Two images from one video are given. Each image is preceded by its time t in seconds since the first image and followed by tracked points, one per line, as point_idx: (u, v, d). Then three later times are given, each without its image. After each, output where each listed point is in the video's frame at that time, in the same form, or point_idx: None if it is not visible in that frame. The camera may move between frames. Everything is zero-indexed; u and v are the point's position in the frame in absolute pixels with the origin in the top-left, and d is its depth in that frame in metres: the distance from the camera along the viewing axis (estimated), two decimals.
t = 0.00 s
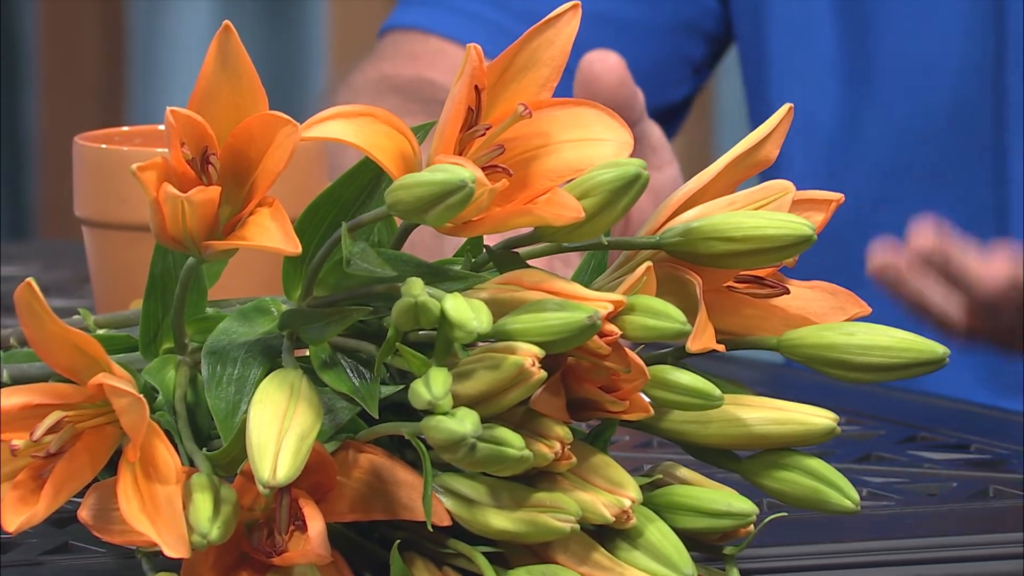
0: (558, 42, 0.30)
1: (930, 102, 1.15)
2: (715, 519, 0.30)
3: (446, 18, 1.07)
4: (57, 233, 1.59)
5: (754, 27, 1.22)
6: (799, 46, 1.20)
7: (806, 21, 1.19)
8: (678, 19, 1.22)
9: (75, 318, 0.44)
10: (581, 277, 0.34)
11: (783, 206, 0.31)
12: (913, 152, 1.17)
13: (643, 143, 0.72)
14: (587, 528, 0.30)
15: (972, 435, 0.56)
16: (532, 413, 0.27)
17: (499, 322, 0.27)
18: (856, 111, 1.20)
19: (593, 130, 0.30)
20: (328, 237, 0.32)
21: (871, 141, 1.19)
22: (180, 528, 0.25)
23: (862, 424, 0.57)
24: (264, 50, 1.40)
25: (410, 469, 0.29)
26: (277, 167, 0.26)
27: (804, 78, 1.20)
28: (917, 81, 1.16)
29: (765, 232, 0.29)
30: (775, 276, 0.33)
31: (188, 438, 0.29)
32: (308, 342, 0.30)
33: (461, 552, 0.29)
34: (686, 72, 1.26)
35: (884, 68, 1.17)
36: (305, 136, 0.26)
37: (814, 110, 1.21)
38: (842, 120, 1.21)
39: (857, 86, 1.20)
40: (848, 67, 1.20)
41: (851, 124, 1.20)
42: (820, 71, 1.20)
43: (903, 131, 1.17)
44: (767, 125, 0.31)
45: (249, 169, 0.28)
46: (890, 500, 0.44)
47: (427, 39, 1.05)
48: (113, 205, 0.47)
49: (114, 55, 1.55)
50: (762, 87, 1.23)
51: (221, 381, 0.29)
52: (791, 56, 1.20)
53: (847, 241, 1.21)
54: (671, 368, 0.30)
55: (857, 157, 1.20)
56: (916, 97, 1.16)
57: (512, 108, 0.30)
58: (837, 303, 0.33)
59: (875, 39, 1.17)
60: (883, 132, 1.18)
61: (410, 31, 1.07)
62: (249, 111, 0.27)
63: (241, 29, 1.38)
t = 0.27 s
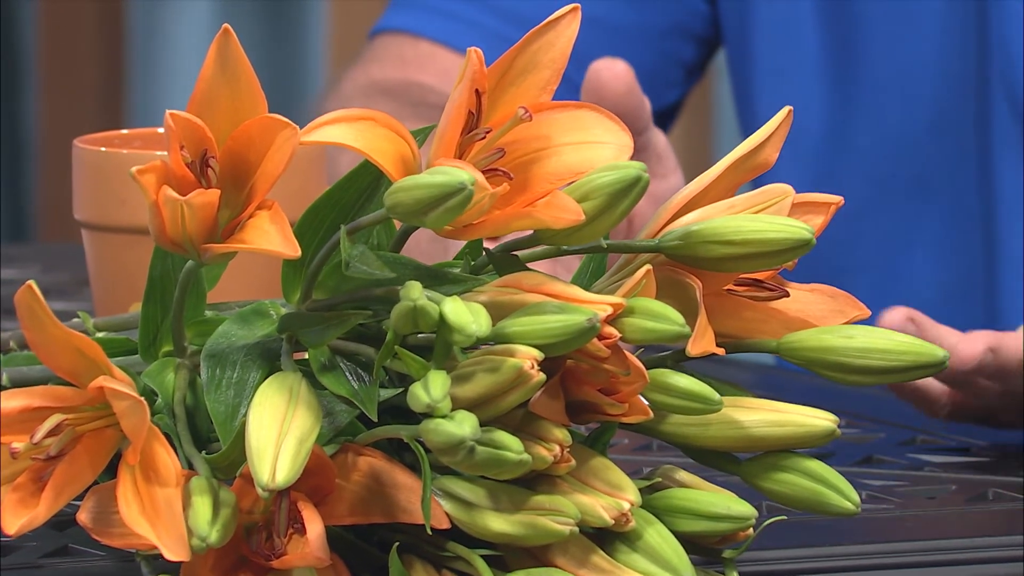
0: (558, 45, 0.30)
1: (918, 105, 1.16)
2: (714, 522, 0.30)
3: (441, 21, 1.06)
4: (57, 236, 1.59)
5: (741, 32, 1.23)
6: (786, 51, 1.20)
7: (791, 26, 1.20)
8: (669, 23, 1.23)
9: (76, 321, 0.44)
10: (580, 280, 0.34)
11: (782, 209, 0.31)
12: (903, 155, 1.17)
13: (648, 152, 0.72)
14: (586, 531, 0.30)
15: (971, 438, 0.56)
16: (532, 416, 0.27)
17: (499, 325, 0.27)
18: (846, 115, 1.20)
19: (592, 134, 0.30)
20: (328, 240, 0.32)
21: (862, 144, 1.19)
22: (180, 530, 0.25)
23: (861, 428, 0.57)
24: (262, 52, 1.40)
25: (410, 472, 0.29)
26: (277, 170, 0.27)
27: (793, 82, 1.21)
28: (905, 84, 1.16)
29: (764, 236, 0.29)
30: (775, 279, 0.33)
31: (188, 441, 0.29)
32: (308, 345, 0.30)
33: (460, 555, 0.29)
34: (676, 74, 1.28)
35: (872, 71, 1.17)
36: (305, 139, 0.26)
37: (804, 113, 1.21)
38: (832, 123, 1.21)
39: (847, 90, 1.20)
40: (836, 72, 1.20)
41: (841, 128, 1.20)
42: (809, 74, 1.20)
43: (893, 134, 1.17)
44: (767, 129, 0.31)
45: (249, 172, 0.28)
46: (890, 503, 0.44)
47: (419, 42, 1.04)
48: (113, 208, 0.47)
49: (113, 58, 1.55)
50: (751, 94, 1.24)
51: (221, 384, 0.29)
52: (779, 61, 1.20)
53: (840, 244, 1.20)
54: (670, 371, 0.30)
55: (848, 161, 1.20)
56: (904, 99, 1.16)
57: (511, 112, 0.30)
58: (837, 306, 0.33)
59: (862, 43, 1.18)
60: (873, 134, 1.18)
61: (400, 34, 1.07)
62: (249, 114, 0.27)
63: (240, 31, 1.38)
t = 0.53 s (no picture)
0: (558, 45, 0.30)
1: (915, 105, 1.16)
2: (714, 522, 0.30)
3: (439, 22, 1.06)
4: (56, 236, 1.59)
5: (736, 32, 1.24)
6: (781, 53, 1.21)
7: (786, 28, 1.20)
8: (663, 23, 1.24)
9: (75, 320, 0.44)
10: (580, 280, 0.34)
11: (782, 210, 0.31)
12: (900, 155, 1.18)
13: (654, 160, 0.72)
14: (586, 531, 0.30)
15: (970, 438, 0.56)
16: (532, 416, 0.27)
17: (499, 325, 0.27)
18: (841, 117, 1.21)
19: (591, 134, 0.30)
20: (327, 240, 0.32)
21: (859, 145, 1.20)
22: (179, 531, 0.25)
23: (861, 428, 0.57)
24: (262, 52, 1.40)
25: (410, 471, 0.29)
26: (276, 170, 0.27)
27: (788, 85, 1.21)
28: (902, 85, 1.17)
29: (763, 236, 0.29)
30: (775, 278, 0.33)
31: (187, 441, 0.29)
32: (307, 345, 0.30)
33: (459, 555, 0.29)
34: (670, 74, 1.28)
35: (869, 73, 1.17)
36: (305, 139, 0.26)
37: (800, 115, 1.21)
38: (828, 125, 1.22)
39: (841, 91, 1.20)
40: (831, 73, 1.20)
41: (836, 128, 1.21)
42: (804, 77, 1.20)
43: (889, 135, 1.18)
44: (766, 129, 0.31)
45: (248, 172, 0.28)
46: (889, 504, 0.44)
47: (418, 44, 1.05)
48: (112, 207, 0.47)
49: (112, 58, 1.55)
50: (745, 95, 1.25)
51: (220, 384, 0.29)
52: (773, 64, 1.21)
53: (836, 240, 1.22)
54: (670, 371, 0.30)
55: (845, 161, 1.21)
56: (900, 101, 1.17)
57: (511, 112, 0.30)
58: (836, 306, 0.33)
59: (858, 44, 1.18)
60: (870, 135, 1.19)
61: (398, 35, 1.07)
62: (248, 114, 0.27)
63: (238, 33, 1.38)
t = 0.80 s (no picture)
0: (558, 47, 0.30)
1: (912, 102, 1.22)
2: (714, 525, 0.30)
3: (438, 22, 1.06)
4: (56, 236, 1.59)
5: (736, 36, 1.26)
6: (785, 54, 1.24)
7: (788, 32, 1.24)
8: (661, 22, 1.24)
9: (74, 320, 0.44)
10: (578, 281, 0.34)
11: (783, 212, 0.31)
12: (900, 147, 1.24)
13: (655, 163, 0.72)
14: (585, 531, 0.30)
15: (970, 437, 0.56)
16: (531, 416, 0.27)
17: (499, 326, 0.27)
18: (839, 115, 1.26)
19: (591, 136, 0.30)
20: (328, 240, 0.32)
21: (857, 140, 1.26)
22: (179, 533, 0.25)
23: (860, 427, 0.57)
24: (262, 52, 1.40)
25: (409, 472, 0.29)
26: (276, 171, 0.27)
27: (790, 87, 1.24)
28: (898, 85, 1.22)
29: (764, 238, 0.29)
30: (775, 279, 0.33)
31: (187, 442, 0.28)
32: (307, 346, 0.30)
33: (459, 555, 0.29)
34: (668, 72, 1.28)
35: (865, 73, 1.23)
36: (305, 141, 0.26)
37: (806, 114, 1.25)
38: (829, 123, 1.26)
39: (840, 90, 1.25)
40: (829, 75, 1.25)
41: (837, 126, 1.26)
42: (805, 80, 1.25)
43: (888, 130, 1.24)
44: (766, 131, 0.31)
45: (248, 173, 0.28)
46: (888, 503, 0.44)
47: (419, 47, 1.05)
48: (112, 206, 0.47)
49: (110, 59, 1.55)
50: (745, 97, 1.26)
51: (220, 386, 0.29)
52: (774, 60, 1.24)
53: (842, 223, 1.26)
54: (670, 373, 0.30)
55: (847, 155, 1.26)
56: (897, 97, 1.22)
57: (511, 113, 0.30)
58: (836, 307, 0.33)
59: (855, 46, 1.23)
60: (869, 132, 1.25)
61: (398, 35, 1.07)
62: (248, 115, 0.27)
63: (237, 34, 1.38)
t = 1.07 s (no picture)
0: (558, 46, 0.30)
1: (917, 97, 1.22)
2: (713, 526, 0.30)
3: (437, 23, 1.06)
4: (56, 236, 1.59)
5: (739, 33, 1.25)
6: (790, 50, 1.24)
7: (793, 27, 1.23)
8: (660, 22, 1.24)
9: (74, 322, 0.44)
10: (578, 281, 0.34)
11: (781, 211, 0.31)
12: (904, 142, 1.24)
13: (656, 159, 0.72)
14: (585, 531, 0.30)
15: (970, 439, 0.56)
16: (530, 417, 0.28)
17: (499, 326, 0.27)
18: (843, 111, 1.25)
19: (591, 135, 0.30)
20: (327, 240, 0.32)
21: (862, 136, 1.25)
22: (180, 532, 0.25)
23: (860, 429, 0.57)
24: (261, 52, 1.40)
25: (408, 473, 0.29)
26: (277, 172, 0.27)
27: (795, 83, 1.24)
28: (902, 79, 1.22)
29: (762, 237, 0.29)
30: (773, 279, 0.33)
31: (187, 442, 0.29)
32: (307, 346, 0.30)
33: (459, 556, 0.29)
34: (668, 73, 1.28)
35: (870, 67, 1.23)
36: (304, 139, 0.26)
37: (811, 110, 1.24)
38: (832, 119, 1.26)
39: (844, 86, 1.25)
40: (833, 71, 1.25)
41: (840, 122, 1.26)
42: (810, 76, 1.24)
43: (892, 125, 1.24)
44: (765, 130, 0.31)
45: (249, 173, 0.28)
46: (888, 504, 0.44)
47: (418, 49, 1.05)
48: (111, 207, 0.47)
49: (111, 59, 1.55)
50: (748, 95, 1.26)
51: (220, 386, 0.29)
52: (778, 55, 1.24)
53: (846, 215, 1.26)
54: (669, 369, 0.30)
55: (852, 152, 1.26)
56: (901, 92, 1.23)
57: (511, 112, 0.30)
58: (835, 307, 0.33)
59: (859, 42, 1.23)
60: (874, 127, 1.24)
61: (399, 37, 1.07)
62: (249, 116, 0.27)
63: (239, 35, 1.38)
